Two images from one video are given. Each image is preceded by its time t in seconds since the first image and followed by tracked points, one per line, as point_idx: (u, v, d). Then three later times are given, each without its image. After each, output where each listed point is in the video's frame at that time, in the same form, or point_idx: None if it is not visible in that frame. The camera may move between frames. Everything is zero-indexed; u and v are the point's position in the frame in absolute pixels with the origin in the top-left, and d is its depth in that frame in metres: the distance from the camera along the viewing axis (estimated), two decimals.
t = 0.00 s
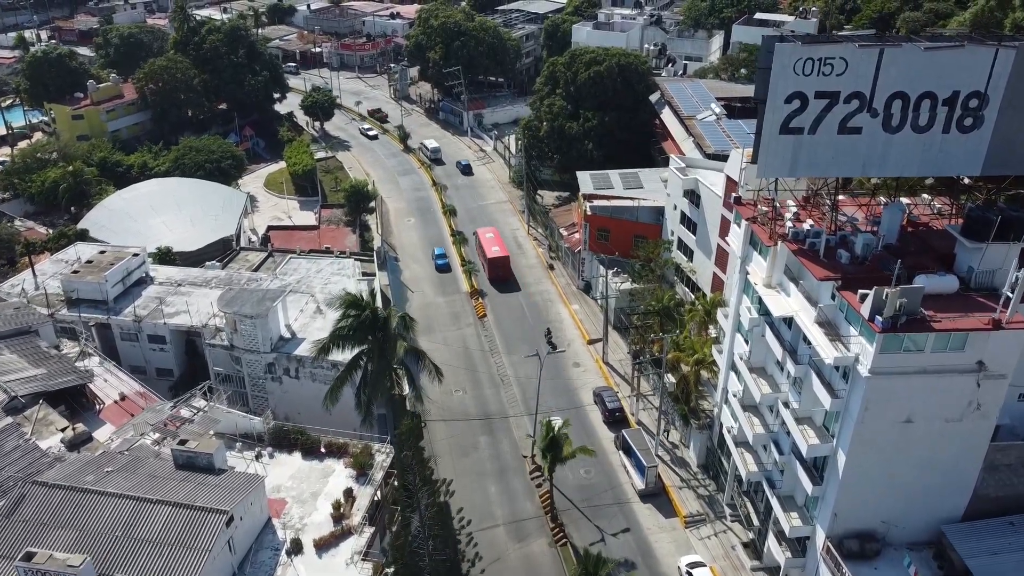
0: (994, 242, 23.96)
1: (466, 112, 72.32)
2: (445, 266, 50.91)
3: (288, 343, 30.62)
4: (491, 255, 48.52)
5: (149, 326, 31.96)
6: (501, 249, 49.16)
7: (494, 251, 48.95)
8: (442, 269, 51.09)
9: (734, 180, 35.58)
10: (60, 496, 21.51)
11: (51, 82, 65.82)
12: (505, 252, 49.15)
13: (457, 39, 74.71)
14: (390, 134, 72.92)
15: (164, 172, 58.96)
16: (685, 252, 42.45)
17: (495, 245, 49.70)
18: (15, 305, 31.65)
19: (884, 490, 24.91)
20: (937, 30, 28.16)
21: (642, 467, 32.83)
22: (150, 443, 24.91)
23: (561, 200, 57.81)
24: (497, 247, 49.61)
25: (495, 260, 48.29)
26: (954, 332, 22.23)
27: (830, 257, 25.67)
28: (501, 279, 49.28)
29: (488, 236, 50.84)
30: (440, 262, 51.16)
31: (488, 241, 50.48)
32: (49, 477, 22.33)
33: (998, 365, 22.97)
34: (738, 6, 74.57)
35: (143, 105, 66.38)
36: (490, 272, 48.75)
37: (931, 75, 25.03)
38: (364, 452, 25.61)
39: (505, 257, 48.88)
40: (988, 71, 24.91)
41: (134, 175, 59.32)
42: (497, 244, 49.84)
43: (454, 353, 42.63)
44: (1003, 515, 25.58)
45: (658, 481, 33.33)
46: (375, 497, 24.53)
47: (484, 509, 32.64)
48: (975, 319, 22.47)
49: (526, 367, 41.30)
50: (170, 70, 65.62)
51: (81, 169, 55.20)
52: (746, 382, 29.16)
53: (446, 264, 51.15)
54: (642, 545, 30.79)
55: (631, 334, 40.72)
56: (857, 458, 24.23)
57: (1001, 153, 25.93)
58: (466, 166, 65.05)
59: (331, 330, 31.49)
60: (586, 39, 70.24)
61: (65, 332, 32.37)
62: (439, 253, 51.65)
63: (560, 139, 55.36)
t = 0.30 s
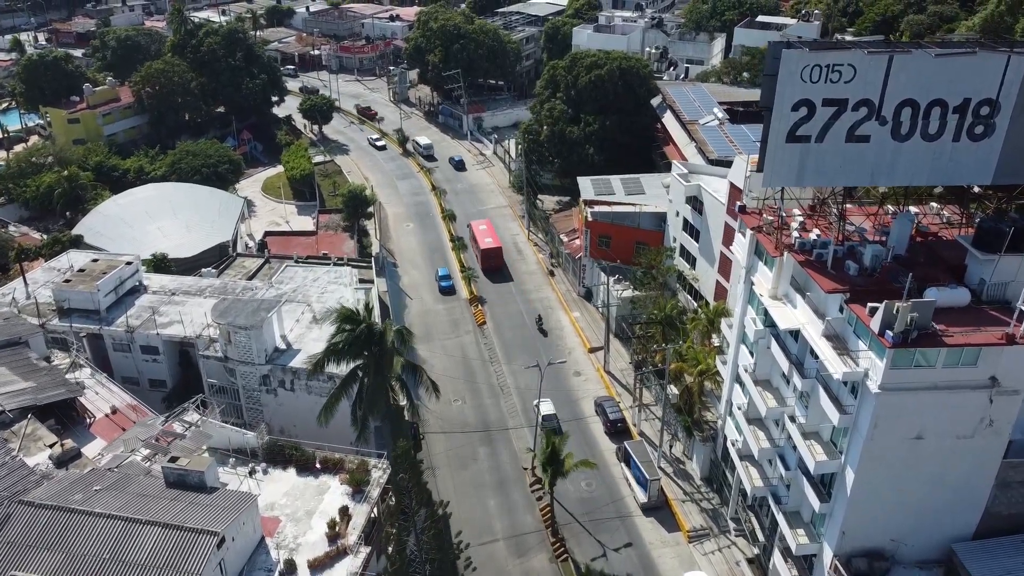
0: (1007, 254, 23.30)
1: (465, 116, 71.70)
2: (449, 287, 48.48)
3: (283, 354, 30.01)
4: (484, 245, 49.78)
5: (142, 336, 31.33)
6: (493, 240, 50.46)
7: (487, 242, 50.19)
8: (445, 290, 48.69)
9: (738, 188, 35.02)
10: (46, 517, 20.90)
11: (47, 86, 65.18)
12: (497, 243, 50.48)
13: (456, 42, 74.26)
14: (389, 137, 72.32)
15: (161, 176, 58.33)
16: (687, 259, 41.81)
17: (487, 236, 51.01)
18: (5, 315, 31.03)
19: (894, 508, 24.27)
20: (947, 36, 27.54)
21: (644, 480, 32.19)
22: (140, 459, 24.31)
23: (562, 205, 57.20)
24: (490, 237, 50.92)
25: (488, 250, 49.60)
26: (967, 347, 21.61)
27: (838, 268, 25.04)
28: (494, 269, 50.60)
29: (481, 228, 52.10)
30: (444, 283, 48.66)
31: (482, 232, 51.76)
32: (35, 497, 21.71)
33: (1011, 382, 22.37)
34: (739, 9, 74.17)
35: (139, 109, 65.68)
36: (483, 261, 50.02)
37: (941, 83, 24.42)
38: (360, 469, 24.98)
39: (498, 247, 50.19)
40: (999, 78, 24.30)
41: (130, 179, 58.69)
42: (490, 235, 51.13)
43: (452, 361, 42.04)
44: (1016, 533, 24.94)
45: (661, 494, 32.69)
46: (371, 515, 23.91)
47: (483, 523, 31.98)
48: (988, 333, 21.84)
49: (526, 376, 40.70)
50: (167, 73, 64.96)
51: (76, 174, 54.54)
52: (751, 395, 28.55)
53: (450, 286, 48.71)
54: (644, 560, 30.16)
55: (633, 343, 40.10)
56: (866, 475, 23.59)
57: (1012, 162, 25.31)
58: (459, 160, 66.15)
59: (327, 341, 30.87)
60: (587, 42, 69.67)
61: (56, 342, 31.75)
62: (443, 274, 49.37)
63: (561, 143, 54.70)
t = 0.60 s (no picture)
0: (1020, 266, 22.65)
1: (465, 119, 71.06)
2: (453, 312, 45.95)
3: (277, 367, 29.38)
4: (478, 238, 50.88)
5: (135, 347, 30.71)
6: (487, 232, 51.48)
7: (481, 234, 51.18)
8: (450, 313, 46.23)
9: (742, 196, 34.50)
10: (32, 539, 20.28)
11: (42, 89, 64.51)
12: (491, 235, 51.53)
13: (456, 45, 73.80)
14: (388, 141, 71.73)
15: (157, 181, 57.67)
16: (690, 267, 41.09)
17: (482, 228, 51.96)
18: None
19: (904, 527, 23.63)
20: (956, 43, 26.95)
21: (647, 494, 31.53)
22: (130, 477, 23.70)
23: (562, 210, 56.58)
24: (484, 229, 51.95)
25: (482, 242, 50.72)
26: (980, 364, 20.97)
27: (846, 281, 24.41)
28: (489, 261, 51.75)
29: (475, 220, 53.18)
30: (448, 308, 46.16)
31: (476, 225, 52.76)
32: (20, 517, 21.11)
33: None
34: (741, 12, 73.72)
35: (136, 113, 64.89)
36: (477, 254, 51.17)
37: (952, 90, 23.80)
38: (356, 486, 24.35)
39: (492, 239, 51.27)
40: (1012, 85, 23.66)
41: (126, 184, 58.09)
42: (484, 227, 52.12)
43: (451, 370, 41.48)
44: None
45: (664, 508, 32.04)
46: (367, 534, 23.29)
47: (482, 537, 31.33)
48: (1002, 349, 21.18)
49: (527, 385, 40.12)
50: (164, 76, 64.14)
51: (71, 179, 53.89)
52: (756, 408, 27.93)
53: (455, 310, 46.21)
54: None
55: (636, 352, 39.48)
56: (876, 494, 22.96)
57: None
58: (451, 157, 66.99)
59: (323, 353, 30.24)
60: (588, 45, 69.00)
61: (47, 354, 31.11)
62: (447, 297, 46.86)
63: (562, 148, 54.03)
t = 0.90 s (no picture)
0: None
1: (465, 123, 70.46)
2: (458, 338, 43.48)
3: (272, 380, 28.73)
4: (472, 231, 51.85)
5: (127, 359, 30.07)
6: (481, 225, 52.56)
7: (475, 227, 52.22)
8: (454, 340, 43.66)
9: (745, 203, 34.00)
10: (15, 563, 19.62)
11: (38, 92, 63.91)
12: (485, 228, 52.62)
13: (455, 47, 72.97)
14: (387, 144, 71.11)
15: (153, 186, 57.02)
16: (693, 274, 40.47)
17: (476, 222, 52.99)
18: None
19: (916, 547, 22.97)
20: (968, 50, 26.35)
21: (650, 508, 30.86)
22: (119, 497, 23.06)
23: (563, 215, 55.98)
24: (479, 223, 52.93)
25: (476, 235, 51.74)
26: (994, 381, 20.33)
27: (855, 293, 23.76)
28: (482, 253, 52.80)
29: (470, 214, 54.20)
30: (453, 334, 43.65)
31: (470, 218, 53.77)
32: (4, 539, 20.45)
33: None
34: (743, 15, 73.23)
35: (133, 116, 64.32)
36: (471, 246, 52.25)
37: (964, 98, 23.16)
38: (352, 504, 23.68)
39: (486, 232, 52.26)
40: None
41: (122, 189, 57.48)
42: (478, 220, 53.15)
43: (451, 378, 40.84)
44: None
45: (667, 522, 31.35)
46: (363, 554, 22.63)
47: (481, 552, 30.66)
48: (1017, 366, 20.53)
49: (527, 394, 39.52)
50: (161, 80, 63.52)
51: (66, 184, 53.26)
52: (762, 422, 27.31)
53: (460, 337, 43.72)
54: None
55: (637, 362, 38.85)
56: (886, 514, 22.29)
57: None
58: (444, 155, 67.81)
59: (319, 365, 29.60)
60: (589, 49, 68.45)
61: (37, 365, 30.46)
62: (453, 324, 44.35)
63: (563, 153, 53.44)
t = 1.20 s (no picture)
0: None
1: (464, 127, 69.89)
2: (464, 370, 40.88)
3: (266, 394, 28.05)
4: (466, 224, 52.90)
5: (118, 371, 29.42)
6: (475, 218, 53.63)
7: (470, 221, 53.27)
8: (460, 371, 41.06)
9: (750, 211, 33.37)
10: None
11: (33, 96, 63.26)
12: (479, 221, 53.62)
13: (455, 51, 72.25)
14: (387, 148, 70.50)
15: (149, 192, 56.37)
16: (697, 283, 39.83)
17: (470, 215, 53.97)
18: None
19: (928, 569, 22.32)
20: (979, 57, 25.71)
21: (653, 523, 30.18)
22: (107, 518, 22.38)
23: (563, 221, 55.43)
24: (473, 216, 53.92)
25: (471, 229, 52.74)
26: (1010, 401, 19.69)
27: (865, 307, 23.11)
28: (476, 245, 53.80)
29: (464, 207, 55.16)
30: (458, 365, 41.09)
31: (465, 212, 54.74)
32: None
33: None
34: (744, 17, 72.63)
35: (129, 120, 63.47)
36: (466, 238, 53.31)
37: (977, 107, 22.52)
38: (348, 524, 23.00)
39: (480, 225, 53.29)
40: None
41: (118, 194, 56.81)
42: (472, 213, 54.15)
43: (449, 388, 40.20)
44: None
45: (670, 538, 30.68)
46: None
47: (480, 568, 29.97)
48: None
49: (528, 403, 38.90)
50: (158, 84, 62.89)
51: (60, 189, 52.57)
52: (768, 438, 26.67)
53: (466, 368, 41.18)
54: None
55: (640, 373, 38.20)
56: (898, 536, 21.62)
57: None
58: (436, 151, 68.73)
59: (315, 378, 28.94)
60: (590, 52, 68.18)
61: (27, 378, 29.79)
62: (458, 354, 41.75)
63: (563, 158, 52.90)
